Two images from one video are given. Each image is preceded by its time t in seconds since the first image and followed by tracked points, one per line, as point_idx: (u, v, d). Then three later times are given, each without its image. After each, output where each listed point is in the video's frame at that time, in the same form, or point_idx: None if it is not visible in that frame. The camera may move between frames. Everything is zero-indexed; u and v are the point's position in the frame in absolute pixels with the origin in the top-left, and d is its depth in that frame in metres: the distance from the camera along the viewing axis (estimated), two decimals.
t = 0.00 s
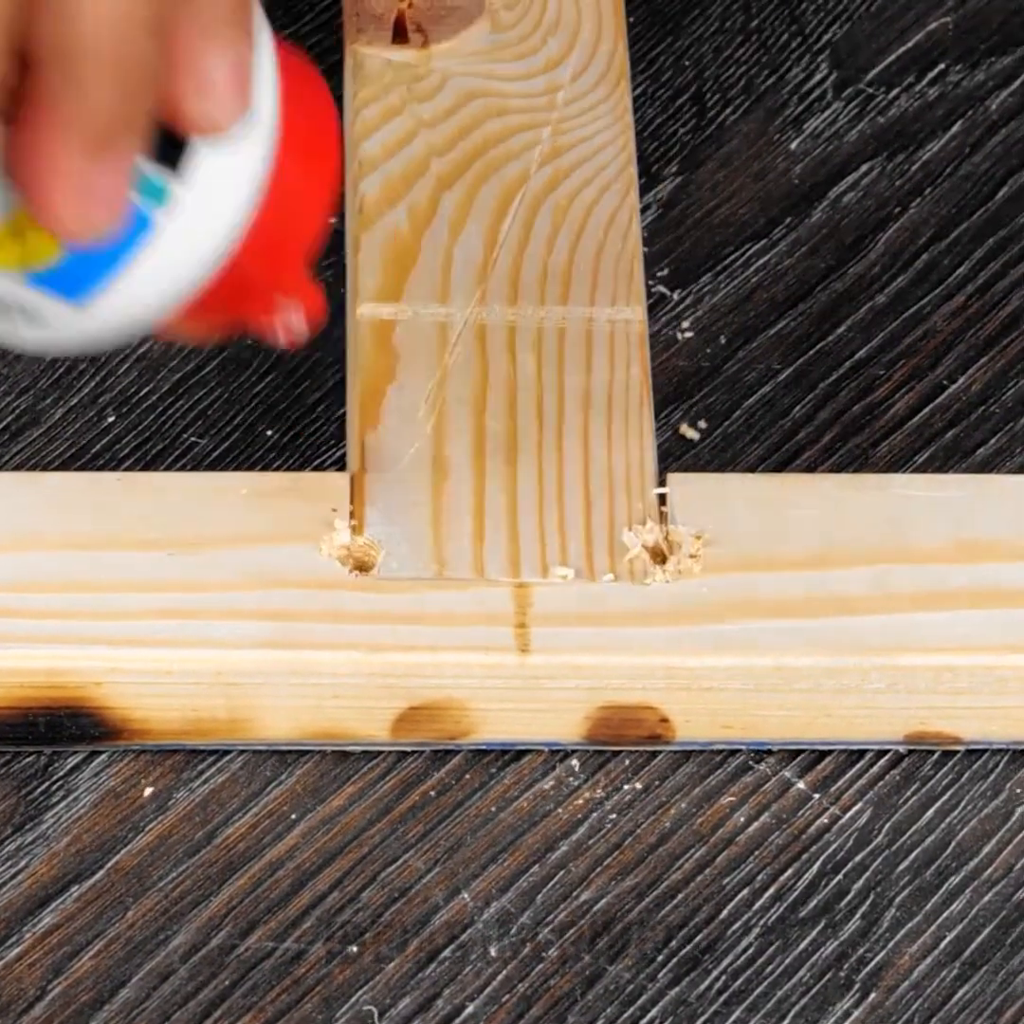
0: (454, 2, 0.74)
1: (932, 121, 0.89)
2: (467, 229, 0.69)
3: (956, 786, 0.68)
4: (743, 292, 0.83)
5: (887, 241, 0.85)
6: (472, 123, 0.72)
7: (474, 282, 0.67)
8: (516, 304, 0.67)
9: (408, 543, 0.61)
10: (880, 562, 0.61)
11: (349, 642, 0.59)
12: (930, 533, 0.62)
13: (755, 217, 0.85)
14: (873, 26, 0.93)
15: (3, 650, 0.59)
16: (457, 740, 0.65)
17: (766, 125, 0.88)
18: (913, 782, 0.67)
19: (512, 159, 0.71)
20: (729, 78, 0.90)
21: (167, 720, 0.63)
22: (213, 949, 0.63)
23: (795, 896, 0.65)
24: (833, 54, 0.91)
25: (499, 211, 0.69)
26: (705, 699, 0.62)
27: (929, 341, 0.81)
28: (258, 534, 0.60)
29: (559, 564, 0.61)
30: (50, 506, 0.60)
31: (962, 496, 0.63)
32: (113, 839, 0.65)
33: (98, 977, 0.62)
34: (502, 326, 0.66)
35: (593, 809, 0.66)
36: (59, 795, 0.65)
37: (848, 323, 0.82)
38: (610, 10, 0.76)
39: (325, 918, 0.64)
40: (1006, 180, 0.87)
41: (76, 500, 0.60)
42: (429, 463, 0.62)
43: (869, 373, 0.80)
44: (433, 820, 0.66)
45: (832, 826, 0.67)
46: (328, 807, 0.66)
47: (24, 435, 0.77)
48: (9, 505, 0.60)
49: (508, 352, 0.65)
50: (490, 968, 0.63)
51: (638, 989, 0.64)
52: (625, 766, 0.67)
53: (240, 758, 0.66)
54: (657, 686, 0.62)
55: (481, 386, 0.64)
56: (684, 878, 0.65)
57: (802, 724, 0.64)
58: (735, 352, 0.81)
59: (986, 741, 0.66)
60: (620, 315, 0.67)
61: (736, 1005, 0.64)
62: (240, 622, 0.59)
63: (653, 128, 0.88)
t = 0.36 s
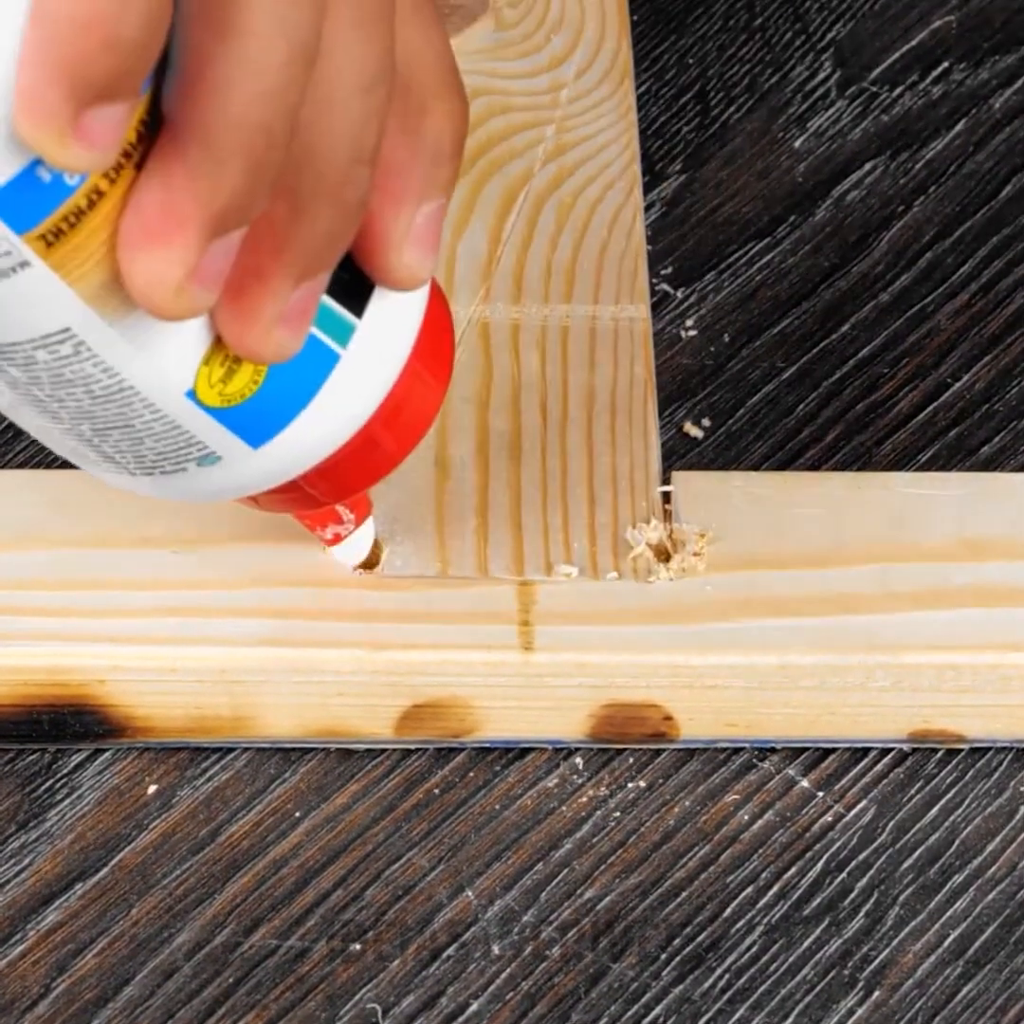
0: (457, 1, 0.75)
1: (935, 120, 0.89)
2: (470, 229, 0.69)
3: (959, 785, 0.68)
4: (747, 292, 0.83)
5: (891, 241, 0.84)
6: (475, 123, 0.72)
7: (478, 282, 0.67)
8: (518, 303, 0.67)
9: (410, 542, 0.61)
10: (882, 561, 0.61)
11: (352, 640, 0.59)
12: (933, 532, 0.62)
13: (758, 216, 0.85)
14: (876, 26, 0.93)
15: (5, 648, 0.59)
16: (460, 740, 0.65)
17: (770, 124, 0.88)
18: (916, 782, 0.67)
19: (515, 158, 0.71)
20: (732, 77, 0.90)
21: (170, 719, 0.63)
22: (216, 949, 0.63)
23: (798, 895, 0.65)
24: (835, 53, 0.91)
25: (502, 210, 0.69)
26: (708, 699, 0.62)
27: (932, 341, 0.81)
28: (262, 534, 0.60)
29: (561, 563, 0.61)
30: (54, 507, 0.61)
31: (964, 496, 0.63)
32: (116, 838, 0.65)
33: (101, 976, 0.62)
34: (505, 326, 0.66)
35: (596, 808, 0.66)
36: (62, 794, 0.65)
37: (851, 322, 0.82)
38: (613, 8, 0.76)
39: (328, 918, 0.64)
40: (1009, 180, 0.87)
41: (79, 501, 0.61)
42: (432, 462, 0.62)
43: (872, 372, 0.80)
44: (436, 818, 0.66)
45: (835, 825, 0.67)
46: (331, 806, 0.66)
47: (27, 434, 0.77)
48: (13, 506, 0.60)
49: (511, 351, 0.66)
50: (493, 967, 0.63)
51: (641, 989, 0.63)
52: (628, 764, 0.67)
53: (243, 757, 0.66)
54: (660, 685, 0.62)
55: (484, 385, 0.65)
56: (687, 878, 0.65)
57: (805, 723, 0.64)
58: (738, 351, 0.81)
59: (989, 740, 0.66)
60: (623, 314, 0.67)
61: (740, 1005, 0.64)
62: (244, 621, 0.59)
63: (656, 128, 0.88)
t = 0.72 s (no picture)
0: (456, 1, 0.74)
1: (935, 120, 0.89)
2: (470, 228, 0.69)
3: (958, 785, 0.68)
4: (746, 292, 0.83)
5: (890, 241, 0.84)
6: (474, 122, 0.72)
7: (477, 282, 0.67)
8: (518, 303, 0.67)
9: (411, 541, 0.61)
10: (882, 561, 0.61)
11: (351, 640, 0.59)
12: (933, 532, 0.62)
13: (757, 216, 0.85)
14: (876, 25, 0.93)
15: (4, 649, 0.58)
16: (460, 740, 0.65)
17: (769, 124, 0.88)
18: (916, 781, 0.67)
19: (515, 158, 0.71)
20: (731, 77, 0.90)
21: (170, 719, 0.63)
22: (215, 948, 0.63)
23: (798, 895, 0.65)
24: (835, 53, 0.91)
25: (502, 210, 0.69)
26: (708, 699, 0.63)
27: (932, 340, 0.81)
28: (261, 533, 0.60)
29: (561, 563, 0.61)
30: (52, 505, 0.60)
31: (964, 496, 0.63)
32: (116, 838, 0.65)
33: (101, 976, 0.62)
34: (505, 325, 0.66)
35: (596, 808, 0.66)
36: (62, 794, 0.65)
37: (851, 322, 0.82)
38: (612, 9, 0.76)
39: (328, 917, 0.64)
40: (1009, 180, 0.87)
41: (77, 499, 0.61)
42: (431, 462, 0.63)
43: (872, 372, 0.80)
44: (436, 818, 0.66)
45: (835, 825, 0.67)
46: (331, 806, 0.66)
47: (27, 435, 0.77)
48: (11, 504, 0.60)
49: (511, 351, 0.65)
50: (493, 967, 0.63)
51: (641, 989, 0.64)
52: (628, 764, 0.67)
53: (243, 757, 0.67)
54: (660, 685, 0.62)
55: (484, 385, 0.65)
56: (687, 878, 0.65)
57: (804, 723, 0.64)
58: (737, 351, 0.81)
59: (989, 740, 0.66)
60: (623, 314, 0.67)
61: (739, 1005, 0.64)
62: (242, 621, 0.59)
63: (655, 128, 0.88)
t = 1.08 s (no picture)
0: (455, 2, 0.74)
1: (934, 121, 0.89)
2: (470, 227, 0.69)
3: (958, 785, 0.68)
4: (746, 292, 0.83)
5: (890, 241, 0.85)
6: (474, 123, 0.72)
7: (477, 282, 0.67)
8: (518, 304, 0.67)
9: (410, 542, 0.61)
10: (881, 561, 0.61)
11: (351, 640, 0.59)
12: (934, 532, 0.62)
13: (757, 216, 0.85)
14: (875, 26, 0.93)
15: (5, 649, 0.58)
16: (460, 740, 0.65)
17: (769, 124, 0.88)
18: (915, 782, 0.67)
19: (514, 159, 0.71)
20: (731, 77, 0.90)
21: (170, 719, 0.63)
22: (215, 949, 0.63)
23: (798, 896, 0.65)
24: (834, 54, 0.91)
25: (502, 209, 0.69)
26: (708, 699, 0.62)
27: (932, 341, 0.81)
28: (261, 534, 0.60)
29: (560, 564, 0.61)
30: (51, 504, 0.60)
31: (963, 496, 0.63)
32: (116, 838, 0.65)
33: (100, 976, 0.62)
34: (505, 325, 0.66)
35: (596, 809, 0.66)
36: (61, 795, 0.65)
37: (850, 322, 0.82)
38: (612, 8, 0.76)
39: (327, 918, 0.64)
40: (1008, 180, 0.87)
41: (76, 498, 0.61)
42: (431, 463, 0.63)
43: (871, 372, 0.80)
44: (435, 818, 0.66)
45: (834, 825, 0.67)
46: (330, 806, 0.66)
47: (26, 435, 0.77)
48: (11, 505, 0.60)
49: (510, 352, 0.66)
50: (492, 967, 0.63)
51: (640, 989, 0.64)
52: (627, 764, 0.67)
53: (243, 757, 0.67)
54: (660, 685, 0.62)
55: (484, 385, 0.65)
56: (686, 878, 0.65)
57: (804, 724, 0.64)
58: (737, 351, 0.81)
59: (988, 741, 0.66)
60: (622, 314, 0.67)
61: (739, 1005, 0.64)
62: (244, 621, 0.59)
63: (655, 128, 0.88)
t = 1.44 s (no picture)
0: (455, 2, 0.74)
1: (934, 121, 0.89)
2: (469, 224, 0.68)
3: (958, 785, 0.68)
4: (746, 292, 0.83)
5: (890, 241, 0.85)
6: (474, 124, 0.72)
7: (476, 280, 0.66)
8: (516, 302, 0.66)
9: (410, 541, 0.61)
10: (881, 561, 0.61)
11: (351, 641, 0.59)
12: (933, 533, 0.62)
13: (757, 216, 0.85)
14: (876, 26, 0.93)
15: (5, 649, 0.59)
16: (460, 740, 0.65)
17: (769, 124, 0.88)
18: (916, 782, 0.67)
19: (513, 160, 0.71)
20: (731, 77, 0.90)
21: (170, 719, 0.63)
22: (215, 949, 0.63)
23: (798, 896, 0.65)
24: (834, 53, 0.91)
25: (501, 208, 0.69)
26: (708, 699, 0.62)
27: (932, 341, 0.81)
28: (261, 534, 0.61)
29: (560, 563, 0.60)
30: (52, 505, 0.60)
31: (963, 496, 0.63)
32: (116, 838, 0.65)
33: (101, 976, 0.62)
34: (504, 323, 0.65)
35: (596, 809, 0.66)
36: (61, 795, 0.65)
37: (850, 322, 0.82)
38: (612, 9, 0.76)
39: (327, 918, 0.64)
40: (1008, 180, 0.87)
41: (77, 499, 0.61)
42: (431, 462, 0.62)
43: (871, 372, 0.80)
44: (435, 819, 0.66)
45: (834, 825, 0.67)
46: (330, 807, 0.66)
47: (26, 435, 0.77)
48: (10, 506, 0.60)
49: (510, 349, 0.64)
50: (492, 967, 0.63)
51: (640, 989, 0.64)
52: (628, 764, 0.67)
53: (243, 757, 0.66)
54: (660, 685, 0.62)
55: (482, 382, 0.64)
56: (686, 878, 0.65)
57: (804, 724, 0.64)
58: (737, 351, 0.81)
59: (988, 741, 0.66)
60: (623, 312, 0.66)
61: (739, 1005, 0.64)
62: (244, 621, 0.59)
63: (655, 128, 0.88)
